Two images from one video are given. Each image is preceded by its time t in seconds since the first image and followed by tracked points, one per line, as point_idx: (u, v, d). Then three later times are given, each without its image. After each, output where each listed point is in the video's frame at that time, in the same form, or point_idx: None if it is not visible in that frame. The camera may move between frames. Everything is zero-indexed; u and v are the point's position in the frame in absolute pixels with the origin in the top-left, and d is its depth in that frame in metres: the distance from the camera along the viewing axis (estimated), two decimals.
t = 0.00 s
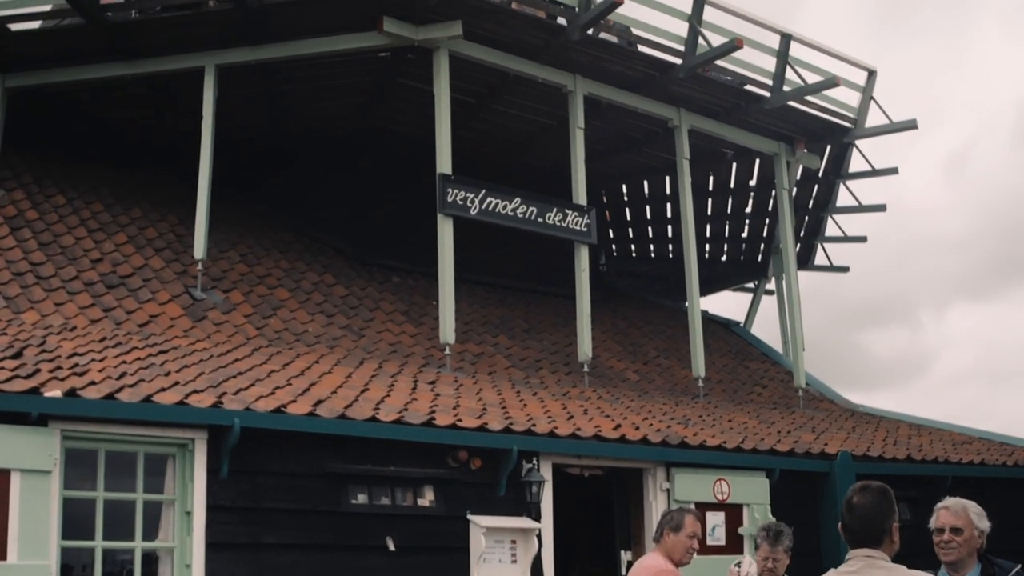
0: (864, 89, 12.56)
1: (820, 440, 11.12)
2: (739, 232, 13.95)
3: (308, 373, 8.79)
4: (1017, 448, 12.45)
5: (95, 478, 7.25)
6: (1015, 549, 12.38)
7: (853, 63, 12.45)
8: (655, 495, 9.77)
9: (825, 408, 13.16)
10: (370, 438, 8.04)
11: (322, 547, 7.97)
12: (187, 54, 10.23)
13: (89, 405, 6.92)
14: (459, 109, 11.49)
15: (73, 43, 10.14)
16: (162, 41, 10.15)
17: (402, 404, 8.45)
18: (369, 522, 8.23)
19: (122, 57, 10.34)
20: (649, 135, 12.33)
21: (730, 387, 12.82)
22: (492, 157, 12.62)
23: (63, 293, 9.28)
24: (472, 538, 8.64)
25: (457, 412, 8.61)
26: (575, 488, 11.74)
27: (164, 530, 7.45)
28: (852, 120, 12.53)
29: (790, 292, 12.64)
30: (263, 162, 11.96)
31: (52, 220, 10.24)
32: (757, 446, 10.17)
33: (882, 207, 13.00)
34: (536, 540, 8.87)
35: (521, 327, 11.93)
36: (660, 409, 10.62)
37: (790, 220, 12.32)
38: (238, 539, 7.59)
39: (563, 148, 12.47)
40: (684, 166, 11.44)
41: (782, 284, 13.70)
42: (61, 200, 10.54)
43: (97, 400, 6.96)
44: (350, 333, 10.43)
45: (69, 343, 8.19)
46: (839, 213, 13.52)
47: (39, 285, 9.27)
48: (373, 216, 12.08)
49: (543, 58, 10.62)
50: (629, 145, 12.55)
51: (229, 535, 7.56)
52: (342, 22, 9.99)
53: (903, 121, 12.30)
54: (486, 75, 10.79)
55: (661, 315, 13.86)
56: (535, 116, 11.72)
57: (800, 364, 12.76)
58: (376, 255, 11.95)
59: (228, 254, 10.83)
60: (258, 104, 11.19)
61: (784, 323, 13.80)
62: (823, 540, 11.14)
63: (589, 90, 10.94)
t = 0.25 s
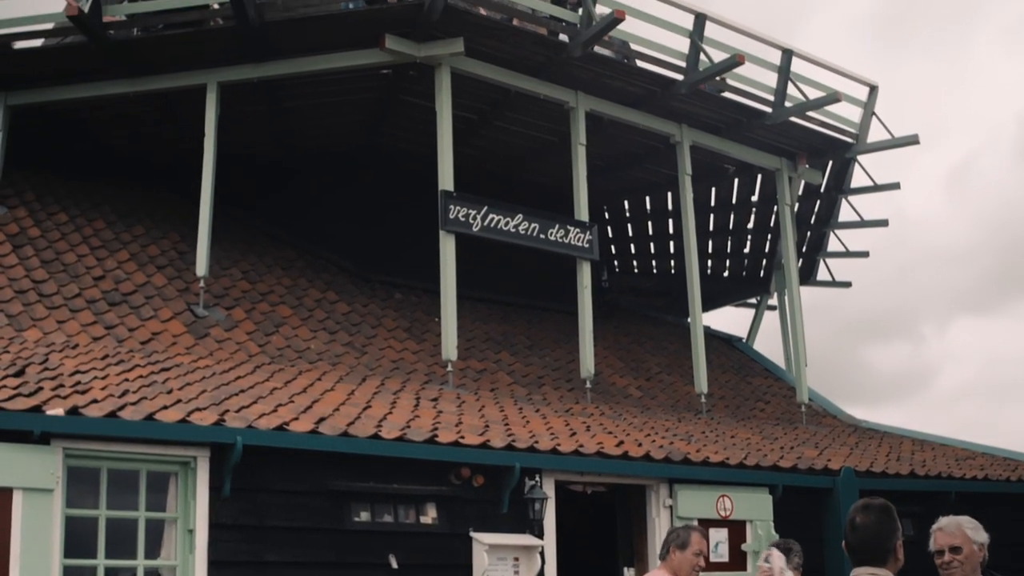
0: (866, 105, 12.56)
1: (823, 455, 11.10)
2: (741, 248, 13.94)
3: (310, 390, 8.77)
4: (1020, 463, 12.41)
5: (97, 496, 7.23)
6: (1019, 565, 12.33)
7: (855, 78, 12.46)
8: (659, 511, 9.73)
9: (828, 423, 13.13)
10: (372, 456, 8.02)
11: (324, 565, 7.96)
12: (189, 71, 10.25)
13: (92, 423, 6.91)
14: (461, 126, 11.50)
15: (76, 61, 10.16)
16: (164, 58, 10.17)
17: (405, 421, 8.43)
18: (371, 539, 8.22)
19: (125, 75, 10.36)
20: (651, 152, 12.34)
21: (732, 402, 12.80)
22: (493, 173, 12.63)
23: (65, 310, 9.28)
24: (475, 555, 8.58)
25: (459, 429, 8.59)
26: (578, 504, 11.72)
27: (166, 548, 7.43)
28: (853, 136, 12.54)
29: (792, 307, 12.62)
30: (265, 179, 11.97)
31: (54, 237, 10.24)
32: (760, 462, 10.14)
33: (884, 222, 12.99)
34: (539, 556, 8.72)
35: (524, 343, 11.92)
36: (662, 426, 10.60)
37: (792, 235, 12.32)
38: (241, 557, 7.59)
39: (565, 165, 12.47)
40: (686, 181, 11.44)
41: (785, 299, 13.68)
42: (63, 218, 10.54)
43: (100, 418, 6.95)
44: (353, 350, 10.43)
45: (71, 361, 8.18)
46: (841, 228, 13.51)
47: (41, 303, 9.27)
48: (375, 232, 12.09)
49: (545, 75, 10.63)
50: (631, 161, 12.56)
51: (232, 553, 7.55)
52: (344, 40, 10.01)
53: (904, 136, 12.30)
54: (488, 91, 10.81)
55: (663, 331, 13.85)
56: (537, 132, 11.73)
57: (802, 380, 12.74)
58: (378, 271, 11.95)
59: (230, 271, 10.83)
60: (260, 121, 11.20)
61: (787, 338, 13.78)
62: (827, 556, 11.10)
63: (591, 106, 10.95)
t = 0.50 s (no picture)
0: (867, 120, 12.57)
1: (827, 472, 11.06)
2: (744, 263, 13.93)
3: (313, 408, 8.76)
4: None
5: (99, 514, 7.22)
6: None
7: (856, 94, 12.47)
8: (661, 528, 9.71)
9: (831, 439, 13.10)
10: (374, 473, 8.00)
11: None
12: (191, 89, 10.28)
13: (94, 442, 6.90)
14: (463, 142, 11.51)
15: (78, 79, 10.19)
16: (166, 76, 10.20)
17: (407, 438, 8.41)
18: (374, 557, 8.23)
19: (127, 93, 10.38)
20: (653, 168, 12.35)
21: (735, 419, 12.77)
22: (495, 190, 12.64)
23: (67, 328, 9.28)
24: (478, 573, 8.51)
25: (461, 446, 8.56)
26: (581, 521, 11.68)
27: (169, 567, 7.41)
28: (854, 151, 12.54)
29: (795, 322, 12.60)
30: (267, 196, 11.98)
31: (56, 255, 10.25)
32: (763, 479, 10.10)
33: (886, 237, 12.98)
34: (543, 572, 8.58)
35: (526, 360, 11.90)
36: (665, 442, 10.57)
37: (794, 251, 12.32)
38: None
39: (567, 181, 12.48)
40: (688, 197, 11.45)
41: (787, 314, 13.66)
42: (66, 236, 10.55)
43: (102, 436, 6.93)
44: (355, 368, 10.42)
45: (74, 379, 8.18)
46: (843, 244, 13.50)
47: (43, 320, 9.28)
48: (377, 250, 12.10)
49: (546, 92, 10.65)
50: (633, 177, 12.57)
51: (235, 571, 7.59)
52: (346, 57, 10.03)
53: (906, 152, 12.31)
54: (489, 108, 10.83)
55: (666, 347, 13.83)
56: (539, 149, 11.74)
57: (805, 396, 12.70)
58: (380, 288, 11.94)
59: (232, 288, 10.83)
60: (262, 138, 11.22)
61: (789, 354, 13.76)
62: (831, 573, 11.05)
63: (593, 122, 10.97)
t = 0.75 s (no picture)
0: (869, 136, 12.59)
1: (830, 488, 11.02)
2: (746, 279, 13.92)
3: (315, 425, 8.74)
4: None
5: (101, 532, 7.20)
6: None
7: (857, 109, 12.49)
8: (664, 545, 9.67)
9: (834, 455, 13.06)
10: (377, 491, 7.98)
11: None
12: (193, 106, 10.30)
13: (96, 460, 6.88)
14: (465, 159, 11.53)
15: (81, 97, 10.22)
16: (169, 94, 10.22)
17: (410, 456, 8.39)
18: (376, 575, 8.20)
19: (129, 110, 10.41)
20: (654, 184, 12.36)
21: (738, 435, 12.74)
22: (497, 206, 12.64)
23: (69, 345, 9.28)
24: None
25: (464, 463, 8.54)
26: (584, 538, 11.64)
27: None
28: (856, 167, 12.55)
29: (797, 338, 12.59)
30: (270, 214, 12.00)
31: (59, 272, 10.26)
32: (766, 495, 10.06)
33: (889, 252, 12.97)
34: None
35: (528, 377, 11.89)
36: (668, 459, 10.54)
37: (797, 266, 12.31)
38: None
39: (568, 197, 12.49)
40: (690, 213, 11.45)
41: (790, 330, 13.64)
42: (68, 253, 10.56)
43: (105, 454, 6.92)
44: (358, 385, 10.41)
45: (76, 397, 8.17)
46: (846, 259, 13.49)
47: (45, 338, 9.27)
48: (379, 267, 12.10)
49: (548, 109, 10.67)
50: (634, 193, 12.58)
51: None
52: (348, 74, 10.06)
53: (907, 167, 12.31)
54: (491, 125, 10.85)
55: (668, 363, 13.81)
56: (540, 166, 11.76)
57: (808, 411, 12.67)
58: (383, 305, 11.93)
59: (234, 305, 10.82)
60: (264, 156, 11.24)
61: (792, 370, 13.74)
62: None
63: (594, 139, 10.98)
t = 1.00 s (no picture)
0: (871, 150, 12.60)
1: (833, 503, 10.99)
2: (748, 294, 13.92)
3: (317, 441, 8.73)
4: None
5: (104, 549, 7.19)
6: None
7: (859, 124, 12.50)
8: (668, 560, 9.64)
9: (837, 470, 13.03)
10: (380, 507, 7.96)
11: None
12: (196, 123, 10.32)
13: (99, 477, 6.88)
14: (467, 175, 11.55)
15: (83, 114, 10.25)
16: (171, 110, 10.25)
17: (412, 472, 8.38)
18: None
19: (132, 127, 10.43)
20: (656, 199, 12.37)
21: (741, 450, 12.73)
22: (500, 222, 12.66)
23: (72, 362, 9.29)
24: None
25: (467, 479, 8.53)
26: (587, 554, 11.62)
27: None
28: (858, 181, 12.56)
29: (800, 352, 12.58)
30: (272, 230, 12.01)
31: (61, 288, 10.27)
32: (770, 510, 10.04)
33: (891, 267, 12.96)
34: None
35: (531, 392, 11.88)
36: (671, 474, 10.52)
37: (799, 281, 12.31)
38: None
39: (571, 213, 12.50)
40: (692, 228, 11.45)
41: (792, 345, 13.63)
42: (71, 269, 10.57)
43: (107, 471, 6.91)
44: (360, 401, 10.40)
45: (78, 413, 8.17)
46: (848, 273, 13.48)
47: (48, 354, 9.28)
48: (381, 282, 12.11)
49: (550, 124, 10.69)
50: (636, 208, 12.59)
51: None
52: (350, 90, 10.08)
53: (909, 181, 12.32)
54: (493, 141, 10.86)
55: (671, 378, 13.80)
56: (543, 181, 11.77)
57: (812, 426, 12.64)
58: (385, 321, 11.93)
59: (237, 321, 10.83)
60: (267, 172, 11.25)
61: (795, 384, 13.72)
62: None
63: (596, 154, 10.99)
